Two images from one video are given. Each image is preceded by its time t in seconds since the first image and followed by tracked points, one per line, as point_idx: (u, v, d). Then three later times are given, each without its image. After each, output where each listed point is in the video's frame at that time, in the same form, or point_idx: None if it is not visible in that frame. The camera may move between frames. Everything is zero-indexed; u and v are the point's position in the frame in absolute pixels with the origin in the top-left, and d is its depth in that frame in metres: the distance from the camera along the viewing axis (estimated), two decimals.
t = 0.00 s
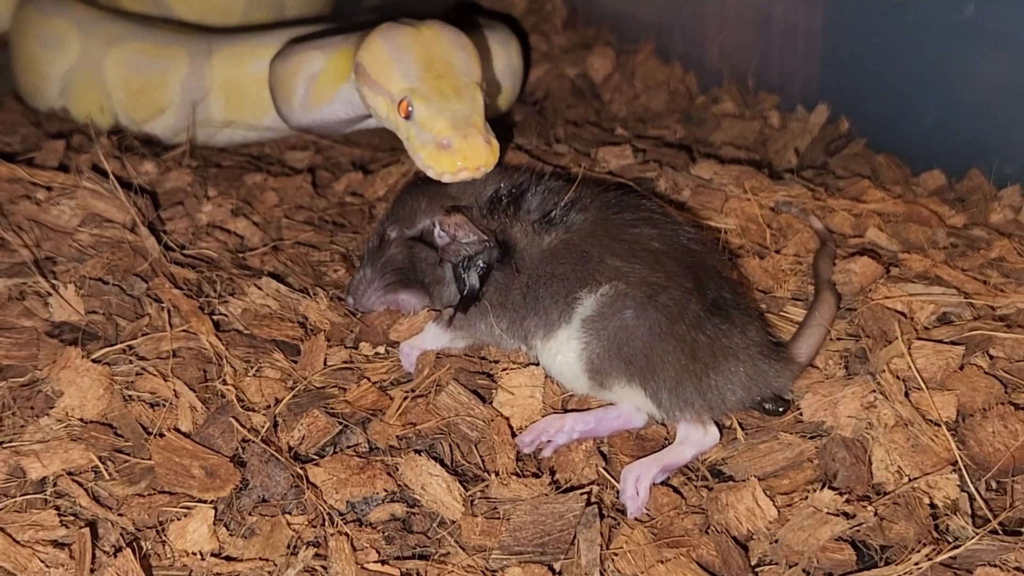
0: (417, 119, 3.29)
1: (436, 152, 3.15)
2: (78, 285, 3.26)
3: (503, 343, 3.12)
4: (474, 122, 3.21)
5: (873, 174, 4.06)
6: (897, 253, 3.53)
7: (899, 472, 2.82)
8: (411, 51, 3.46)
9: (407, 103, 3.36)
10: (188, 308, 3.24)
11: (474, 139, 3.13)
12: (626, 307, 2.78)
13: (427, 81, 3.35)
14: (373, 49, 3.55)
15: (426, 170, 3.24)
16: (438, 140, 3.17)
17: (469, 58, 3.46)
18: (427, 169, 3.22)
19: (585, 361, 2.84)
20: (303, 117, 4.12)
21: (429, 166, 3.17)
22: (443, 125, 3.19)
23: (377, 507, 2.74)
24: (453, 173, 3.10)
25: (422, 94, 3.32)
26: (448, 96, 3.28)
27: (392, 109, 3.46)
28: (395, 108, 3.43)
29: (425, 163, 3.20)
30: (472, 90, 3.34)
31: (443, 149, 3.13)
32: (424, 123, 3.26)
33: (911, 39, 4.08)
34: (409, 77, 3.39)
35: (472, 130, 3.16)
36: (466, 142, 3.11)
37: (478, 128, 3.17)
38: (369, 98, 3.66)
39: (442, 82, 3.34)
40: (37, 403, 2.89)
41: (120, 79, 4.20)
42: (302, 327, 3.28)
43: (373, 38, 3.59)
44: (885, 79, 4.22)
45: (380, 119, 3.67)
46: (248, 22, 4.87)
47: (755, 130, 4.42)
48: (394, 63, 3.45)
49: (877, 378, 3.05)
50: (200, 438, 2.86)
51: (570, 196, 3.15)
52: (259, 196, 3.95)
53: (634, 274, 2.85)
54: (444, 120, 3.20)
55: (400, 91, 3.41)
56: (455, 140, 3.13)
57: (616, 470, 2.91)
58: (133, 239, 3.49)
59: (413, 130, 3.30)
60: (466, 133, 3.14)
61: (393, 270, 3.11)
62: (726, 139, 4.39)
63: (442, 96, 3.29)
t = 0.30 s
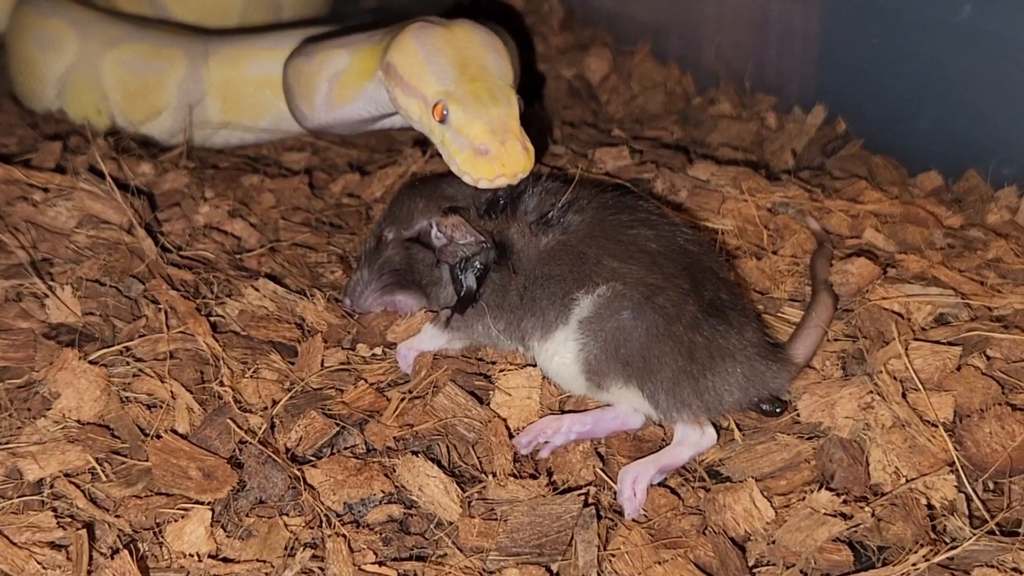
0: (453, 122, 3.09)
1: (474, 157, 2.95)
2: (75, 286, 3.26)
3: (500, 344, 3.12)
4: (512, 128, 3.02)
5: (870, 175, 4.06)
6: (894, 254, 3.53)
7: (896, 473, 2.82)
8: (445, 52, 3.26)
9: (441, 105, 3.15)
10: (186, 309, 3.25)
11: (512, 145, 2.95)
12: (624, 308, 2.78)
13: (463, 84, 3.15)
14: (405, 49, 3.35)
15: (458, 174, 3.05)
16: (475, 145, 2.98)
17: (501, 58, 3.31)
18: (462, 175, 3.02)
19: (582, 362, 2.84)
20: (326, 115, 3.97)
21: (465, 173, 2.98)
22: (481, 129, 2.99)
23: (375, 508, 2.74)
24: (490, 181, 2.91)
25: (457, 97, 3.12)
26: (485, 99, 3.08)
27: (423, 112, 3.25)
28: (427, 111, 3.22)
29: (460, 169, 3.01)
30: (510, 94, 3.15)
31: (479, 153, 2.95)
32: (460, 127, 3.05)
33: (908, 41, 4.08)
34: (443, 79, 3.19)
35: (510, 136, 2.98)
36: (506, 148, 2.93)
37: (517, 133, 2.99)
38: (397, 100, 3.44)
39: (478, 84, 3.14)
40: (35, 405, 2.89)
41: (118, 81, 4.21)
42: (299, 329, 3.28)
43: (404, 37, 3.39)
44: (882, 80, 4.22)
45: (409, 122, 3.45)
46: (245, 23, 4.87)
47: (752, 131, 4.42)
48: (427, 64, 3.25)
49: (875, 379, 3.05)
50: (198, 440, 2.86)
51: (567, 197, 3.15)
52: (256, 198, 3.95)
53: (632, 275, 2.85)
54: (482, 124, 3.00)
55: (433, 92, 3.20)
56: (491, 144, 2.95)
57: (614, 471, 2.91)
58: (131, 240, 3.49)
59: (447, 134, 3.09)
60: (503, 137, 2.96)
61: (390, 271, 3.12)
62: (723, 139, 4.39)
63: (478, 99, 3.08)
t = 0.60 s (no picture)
0: (470, 130, 2.94)
1: (496, 167, 2.84)
2: (70, 289, 3.26)
3: (495, 346, 3.11)
4: (532, 132, 2.90)
5: (865, 177, 4.07)
6: (889, 255, 3.53)
7: (891, 475, 2.82)
8: (454, 56, 3.11)
9: (456, 113, 3.00)
10: (180, 312, 3.24)
11: (534, 151, 2.84)
12: (618, 311, 2.78)
13: (476, 89, 3.00)
14: (411, 55, 3.20)
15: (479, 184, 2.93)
16: (495, 153, 2.86)
17: (510, 57, 3.18)
18: (484, 184, 2.91)
19: (577, 364, 2.84)
20: (332, 113, 3.91)
21: (487, 182, 2.87)
22: (502, 135, 2.86)
23: (369, 511, 2.74)
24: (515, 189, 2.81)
25: (473, 104, 2.97)
26: (501, 104, 2.94)
27: (436, 119, 3.09)
28: (440, 118, 3.07)
29: (481, 179, 2.89)
30: (525, 96, 3.02)
31: (502, 161, 2.83)
32: (478, 134, 2.91)
33: (903, 42, 4.08)
34: (455, 85, 3.04)
35: (531, 140, 2.87)
36: (528, 155, 2.82)
37: (536, 137, 2.88)
38: (406, 108, 3.28)
39: (493, 88, 2.99)
40: (29, 407, 2.89)
41: (112, 83, 4.21)
42: (293, 331, 3.28)
43: (410, 40, 3.23)
44: (877, 82, 4.23)
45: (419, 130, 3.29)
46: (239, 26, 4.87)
47: (746, 133, 4.42)
48: (437, 70, 3.10)
49: (870, 381, 3.05)
50: (193, 443, 2.86)
51: (561, 200, 3.17)
52: (250, 200, 3.95)
53: (626, 277, 2.85)
54: (500, 131, 2.87)
55: (446, 100, 3.05)
56: (513, 151, 2.83)
57: (609, 474, 2.91)
58: (125, 243, 3.48)
59: (465, 142, 2.96)
60: (524, 143, 2.85)
61: (385, 274, 3.12)
62: (718, 141, 4.39)
63: (494, 104, 2.94)
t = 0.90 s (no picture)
0: (484, 136, 2.92)
1: (514, 173, 2.81)
2: (63, 292, 3.25)
3: (490, 349, 3.10)
4: (546, 136, 2.88)
5: (859, 179, 4.07)
6: (883, 257, 3.53)
7: (885, 477, 2.82)
8: (462, 61, 3.09)
9: (469, 119, 2.97)
10: (174, 315, 3.24)
11: (550, 156, 2.82)
12: (613, 313, 2.78)
13: (487, 93, 2.98)
14: (418, 61, 3.17)
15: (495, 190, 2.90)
16: (512, 159, 2.83)
17: (516, 60, 3.16)
18: (501, 190, 2.88)
19: (571, 367, 2.84)
20: (333, 114, 3.90)
21: (505, 189, 2.84)
22: (518, 140, 2.84)
23: (363, 513, 2.73)
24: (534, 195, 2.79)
25: (485, 109, 2.95)
26: (514, 109, 2.92)
27: (447, 126, 3.06)
28: (452, 125, 3.04)
29: (499, 185, 2.86)
30: (536, 99, 3.00)
31: (519, 167, 2.81)
32: (493, 140, 2.88)
33: (897, 44, 4.08)
34: (465, 91, 3.01)
35: (546, 144, 2.85)
36: (545, 159, 2.80)
37: (551, 142, 2.87)
38: (414, 115, 3.24)
39: (503, 93, 2.97)
40: (22, 411, 2.88)
41: (106, 86, 4.21)
42: (287, 334, 3.27)
43: (416, 46, 3.20)
44: (871, 85, 4.23)
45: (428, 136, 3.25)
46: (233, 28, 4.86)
47: (741, 135, 4.42)
48: (446, 75, 3.07)
49: (864, 383, 3.05)
50: (186, 446, 2.85)
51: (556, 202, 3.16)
52: (245, 203, 3.95)
53: (621, 279, 2.85)
54: (515, 136, 2.85)
55: (457, 106, 3.02)
56: (530, 157, 2.81)
57: (603, 476, 2.91)
58: (119, 246, 3.48)
59: (479, 149, 2.93)
60: (540, 148, 2.83)
61: (379, 276, 3.12)
62: (712, 143, 4.40)
63: (507, 109, 2.92)
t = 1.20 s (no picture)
0: (493, 134, 2.88)
1: (522, 172, 2.79)
2: (59, 293, 3.25)
3: (486, 349, 3.11)
4: (554, 136, 2.86)
5: (855, 179, 4.08)
6: (879, 257, 3.53)
7: (881, 477, 2.82)
8: (470, 57, 3.02)
9: (477, 117, 2.91)
10: (170, 315, 3.23)
11: (560, 156, 2.81)
12: (608, 313, 2.78)
13: (495, 91, 2.93)
14: (424, 56, 3.09)
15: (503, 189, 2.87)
16: (521, 158, 2.80)
17: (522, 55, 3.10)
18: (509, 190, 2.85)
19: (567, 367, 2.83)
20: (337, 111, 3.86)
21: (513, 188, 2.82)
22: (527, 139, 2.81)
23: (359, 514, 2.73)
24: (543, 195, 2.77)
25: (494, 107, 2.90)
26: (523, 107, 2.89)
27: (453, 123, 3.00)
28: (459, 122, 2.98)
29: (507, 184, 2.84)
30: (543, 97, 2.96)
31: (530, 168, 2.78)
32: (502, 138, 2.85)
33: (892, 44, 4.09)
34: (473, 88, 2.95)
35: (555, 145, 2.83)
36: (554, 161, 2.78)
37: (559, 142, 2.85)
38: (417, 110, 3.17)
39: (512, 91, 2.93)
40: (18, 411, 2.87)
41: (101, 86, 4.20)
42: (283, 334, 3.27)
43: (421, 41, 3.12)
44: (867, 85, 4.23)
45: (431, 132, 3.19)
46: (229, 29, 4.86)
47: (736, 135, 4.43)
48: (453, 72, 3.01)
49: (860, 383, 3.05)
50: (182, 446, 2.85)
51: (553, 203, 3.15)
52: (240, 203, 3.94)
53: (617, 279, 2.85)
54: (525, 136, 2.82)
55: (464, 103, 2.96)
56: (541, 157, 2.78)
57: (599, 476, 2.90)
58: (115, 246, 3.47)
59: (487, 147, 2.88)
60: (550, 149, 2.81)
61: (375, 276, 3.11)
62: (708, 143, 4.40)
63: (515, 108, 2.88)
